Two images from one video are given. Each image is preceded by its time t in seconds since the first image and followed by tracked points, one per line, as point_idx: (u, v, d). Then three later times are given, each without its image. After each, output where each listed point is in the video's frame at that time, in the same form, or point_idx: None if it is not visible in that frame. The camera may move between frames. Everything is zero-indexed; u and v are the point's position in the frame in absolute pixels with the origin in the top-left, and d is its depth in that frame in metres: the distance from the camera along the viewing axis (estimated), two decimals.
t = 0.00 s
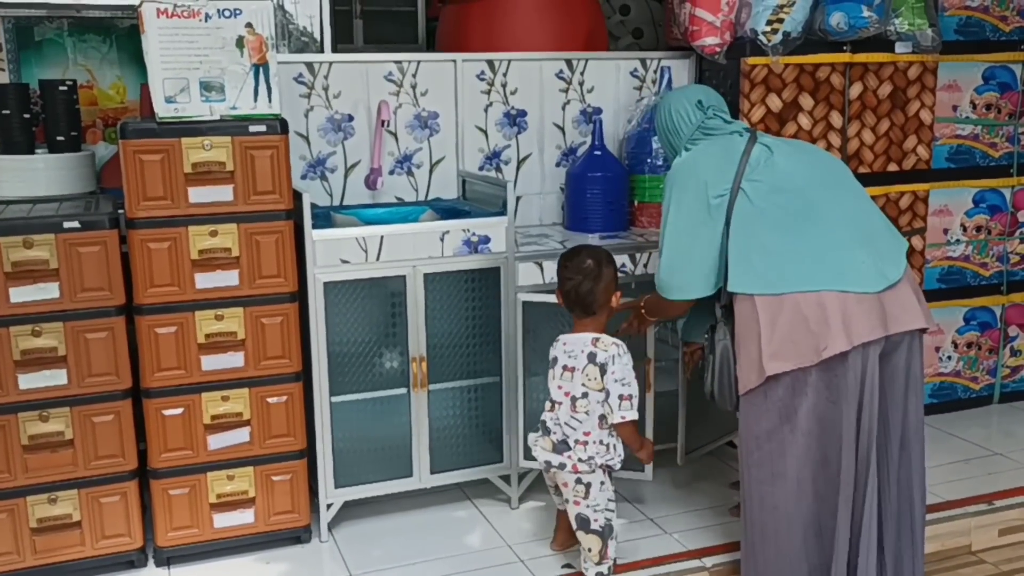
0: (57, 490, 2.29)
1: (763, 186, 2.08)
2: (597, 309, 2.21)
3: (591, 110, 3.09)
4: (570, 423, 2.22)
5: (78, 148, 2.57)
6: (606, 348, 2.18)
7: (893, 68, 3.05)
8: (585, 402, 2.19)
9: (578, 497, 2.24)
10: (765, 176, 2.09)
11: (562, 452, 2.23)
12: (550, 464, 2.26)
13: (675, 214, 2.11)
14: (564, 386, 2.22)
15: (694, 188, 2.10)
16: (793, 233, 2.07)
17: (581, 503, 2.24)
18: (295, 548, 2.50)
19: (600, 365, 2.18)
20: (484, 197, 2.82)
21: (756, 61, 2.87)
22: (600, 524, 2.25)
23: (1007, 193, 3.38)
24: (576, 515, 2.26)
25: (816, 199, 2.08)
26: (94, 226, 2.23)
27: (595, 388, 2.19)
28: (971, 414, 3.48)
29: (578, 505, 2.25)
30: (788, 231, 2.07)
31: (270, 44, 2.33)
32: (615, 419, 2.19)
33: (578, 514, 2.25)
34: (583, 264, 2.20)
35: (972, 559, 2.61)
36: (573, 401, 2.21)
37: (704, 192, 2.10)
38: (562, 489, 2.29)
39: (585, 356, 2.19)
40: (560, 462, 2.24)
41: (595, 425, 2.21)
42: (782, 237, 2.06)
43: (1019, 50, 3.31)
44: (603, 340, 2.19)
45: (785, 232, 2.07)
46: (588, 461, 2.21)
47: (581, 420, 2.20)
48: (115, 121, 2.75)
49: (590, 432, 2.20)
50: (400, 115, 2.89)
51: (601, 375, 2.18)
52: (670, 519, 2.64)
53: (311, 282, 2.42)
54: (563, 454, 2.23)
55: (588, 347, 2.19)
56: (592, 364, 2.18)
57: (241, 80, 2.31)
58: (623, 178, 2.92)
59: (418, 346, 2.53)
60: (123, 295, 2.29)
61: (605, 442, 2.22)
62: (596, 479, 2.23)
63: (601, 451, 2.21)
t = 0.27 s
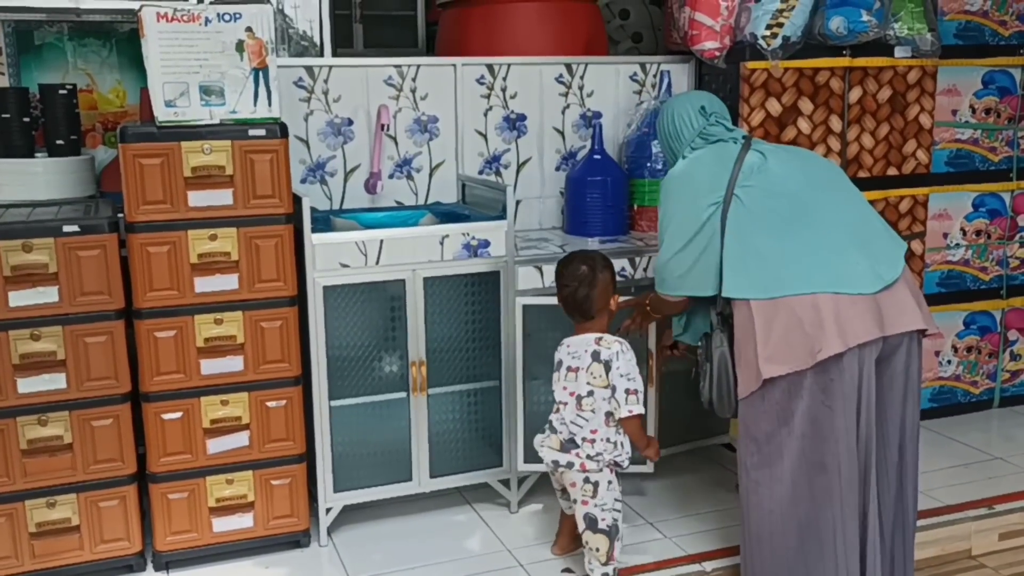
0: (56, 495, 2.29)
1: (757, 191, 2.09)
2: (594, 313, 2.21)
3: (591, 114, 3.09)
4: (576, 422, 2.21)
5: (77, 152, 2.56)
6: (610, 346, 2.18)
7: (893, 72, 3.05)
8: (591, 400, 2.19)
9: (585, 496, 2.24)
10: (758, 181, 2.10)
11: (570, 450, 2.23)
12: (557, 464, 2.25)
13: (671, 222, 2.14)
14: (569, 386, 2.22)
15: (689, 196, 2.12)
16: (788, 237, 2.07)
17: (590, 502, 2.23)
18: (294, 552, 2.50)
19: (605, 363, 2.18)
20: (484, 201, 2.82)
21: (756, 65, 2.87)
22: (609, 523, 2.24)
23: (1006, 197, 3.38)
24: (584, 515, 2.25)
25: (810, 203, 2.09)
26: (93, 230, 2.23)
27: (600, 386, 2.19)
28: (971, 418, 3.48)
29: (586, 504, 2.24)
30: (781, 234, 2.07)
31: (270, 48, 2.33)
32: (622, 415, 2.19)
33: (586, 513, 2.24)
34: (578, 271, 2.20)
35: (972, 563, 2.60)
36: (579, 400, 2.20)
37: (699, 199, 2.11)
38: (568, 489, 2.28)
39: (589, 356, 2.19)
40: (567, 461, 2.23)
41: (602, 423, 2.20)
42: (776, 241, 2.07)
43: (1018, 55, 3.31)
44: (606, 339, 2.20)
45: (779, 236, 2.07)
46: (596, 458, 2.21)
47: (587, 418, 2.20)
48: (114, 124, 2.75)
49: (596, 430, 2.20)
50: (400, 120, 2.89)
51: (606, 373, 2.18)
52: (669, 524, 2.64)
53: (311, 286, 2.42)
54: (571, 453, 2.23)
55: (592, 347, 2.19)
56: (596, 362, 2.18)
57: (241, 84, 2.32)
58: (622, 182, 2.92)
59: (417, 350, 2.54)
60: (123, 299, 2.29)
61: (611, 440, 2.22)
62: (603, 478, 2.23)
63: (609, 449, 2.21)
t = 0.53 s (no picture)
0: (54, 496, 2.29)
1: (750, 190, 2.11)
2: (588, 294, 2.26)
3: (590, 115, 3.09)
4: (571, 398, 2.22)
5: (76, 153, 2.56)
6: (603, 324, 2.20)
7: (892, 74, 3.05)
8: (585, 376, 2.20)
9: (583, 471, 2.23)
10: (751, 181, 2.12)
11: (566, 426, 2.23)
12: (553, 439, 2.25)
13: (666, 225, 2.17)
14: (563, 363, 2.23)
15: (683, 199, 2.15)
16: (783, 234, 2.07)
17: (587, 476, 2.23)
18: (293, 554, 2.50)
19: (599, 340, 2.19)
20: (483, 202, 2.81)
21: (754, 66, 2.86)
22: (607, 497, 2.23)
23: (1006, 198, 3.38)
24: (582, 490, 2.23)
25: (804, 201, 2.10)
26: (92, 231, 2.23)
27: (594, 362, 2.20)
28: (970, 419, 3.48)
29: (583, 478, 2.23)
30: (777, 232, 2.08)
31: (269, 48, 2.33)
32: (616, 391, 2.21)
33: (584, 488, 2.23)
34: (572, 252, 2.25)
35: (972, 565, 2.60)
36: (574, 377, 2.21)
37: (692, 201, 2.14)
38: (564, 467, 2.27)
39: (583, 333, 2.21)
40: (564, 436, 2.23)
41: (597, 399, 2.21)
42: (770, 239, 2.07)
43: (1017, 56, 3.31)
44: (599, 318, 2.22)
45: (774, 234, 2.08)
46: (592, 432, 2.22)
47: (582, 394, 2.21)
48: (113, 125, 2.75)
49: (592, 405, 2.21)
50: (399, 120, 2.89)
51: (600, 350, 2.20)
52: (669, 525, 2.63)
53: (309, 287, 2.42)
54: (567, 428, 2.23)
55: (587, 324, 2.21)
56: (590, 339, 2.20)
57: (239, 85, 2.31)
58: (621, 182, 2.92)
59: (416, 351, 2.53)
60: (121, 300, 2.29)
61: (606, 414, 2.23)
62: (599, 452, 2.23)
63: (604, 423, 2.22)
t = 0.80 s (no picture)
0: (53, 495, 2.29)
1: (746, 189, 2.11)
2: (575, 284, 2.26)
3: (589, 115, 3.09)
4: (566, 386, 2.24)
5: (75, 152, 2.56)
6: (593, 311, 2.22)
7: (890, 74, 3.06)
8: (578, 363, 2.22)
9: (581, 459, 2.24)
10: (747, 180, 2.12)
11: (561, 414, 2.25)
12: (550, 428, 2.27)
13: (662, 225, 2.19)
14: (556, 353, 2.25)
15: (677, 203, 2.17)
16: (779, 232, 2.08)
17: (586, 463, 2.24)
18: (292, 552, 2.50)
19: (589, 327, 2.21)
20: (482, 202, 2.82)
21: (753, 66, 2.86)
22: (607, 483, 2.24)
23: (1004, 198, 3.39)
24: (581, 477, 2.25)
25: (799, 198, 2.11)
26: (91, 230, 2.23)
27: (586, 349, 2.22)
28: (968, 419, 3.48)
29: (582, 466, 2.24)
30: (774, 230, 2.08)
31: (268, 48, 2.34)
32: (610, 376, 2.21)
33: (583, 475, 2.24)
34: (559, 243, 2.26)
35: (969, 564, 2.61)
36: (567, 365, 2.24)
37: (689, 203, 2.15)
38: (563, 456, 2.28)
39: (574, 321, 2.23)
40: (560, 424, 2.25)
41: (591, 385, 2.23)
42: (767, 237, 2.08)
43: (1015, 56, 3.32)
44: (590, 306, 2.23)
45: (772, 232, 2.08)
46: (587, 418, 2.23)
47: (576, 381, 2.23)
48: (112, 125, 2.75)
49: (586, 392, 2.23)
50: (398, 120, 2.90)
51: (591, 337, 2.21)
52: (667, 523, 2.64)
53: (308, 286, 2.42)
54: (562, 415, 2.25)
55: (578, 312, 2.23)
56: (581, 327, 2.22)
57: (238, 84, 2.32)
58: (620, 182, 2.92)
59: (415, 350, 2.54)
60: (121, 299, 2.29)
61: (602, 400, 2.24)
62: (596, 438, 2.24)
63: (600, 409, 2.24)
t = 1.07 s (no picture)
0: (51, 494, 2.29)
1: (740, 186, 2.12)
2: (570, 290, 2.26)
3: (584, 114, 3.10)
4: (559, 389, 2.25)
5: (72, 153, 2.57)
6: (590, 314, 2.22)
7: (885, 71, 3.07)
8: (572, 366, 2.23)
9: (572, 462, 2.25)
10: (740, 177, 2.13)
11: (553, 417, 2.25)
12: (541, 430, 2.27)
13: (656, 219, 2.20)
14: (552, 355, 2.26)
15: (670, 198, 2.18)
16: (771, 229, 2.08)
17: (577, 466, 2.25)
18: (290, 551, 2.51)
19: (585, 330, 2.21)
20: (478, 201, 2.83)
21: (747, 64, 2.88)
22: (597, 487, 2.25)
23: (999, 195, 3.39)
24: (572, 481, 2.25)
25: (791, 196, 2.11)
26: (88, 230, 2.24)
27: (581, 352, 2.22)
28: (965, 416, 3.49)
29: (573, 469, 2.25)
30: (765, 227, 2.09)
31: (264, 47, 2.35)
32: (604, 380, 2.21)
33: (574, 479, 2.25)
34: (553, 249, 2.26)
35: (966, 559, 2.61)
36: (562, 368, 2.24)
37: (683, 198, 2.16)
38: (554, 458, 2.29)
39: (570, 323, 2.23)
40: (551, 427, 2.26)
41: (585, 389, 2.23)
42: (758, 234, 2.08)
43: (1010, 53, 3.33)
44: (587, 309, 2.24)
45: (763, 229, 2.08)
46: (578, 422, 2.24)
47: (569, 384, 2.23)
48: (109, 126, 2.76)
49: (579, 395, 2.23)
50: (394, 120, 2.90)
51: (587, 340, 2.22)
52: (664, 521, 2.65)
53: (306, 285, 2.43)
54: (554, 418, 2.26)
55: (574, 315, 2.23)
56: (577, 330, 2.22)
57: (234, 84, 2.33)
58: (616, 181, 2.93)
59: (412, 348, 2.54)
60: (118, 298, 2.30)
61: (595, 404, 2.25)
62: (588, 442, 2.25)
63: (591, 413, 2.24)
